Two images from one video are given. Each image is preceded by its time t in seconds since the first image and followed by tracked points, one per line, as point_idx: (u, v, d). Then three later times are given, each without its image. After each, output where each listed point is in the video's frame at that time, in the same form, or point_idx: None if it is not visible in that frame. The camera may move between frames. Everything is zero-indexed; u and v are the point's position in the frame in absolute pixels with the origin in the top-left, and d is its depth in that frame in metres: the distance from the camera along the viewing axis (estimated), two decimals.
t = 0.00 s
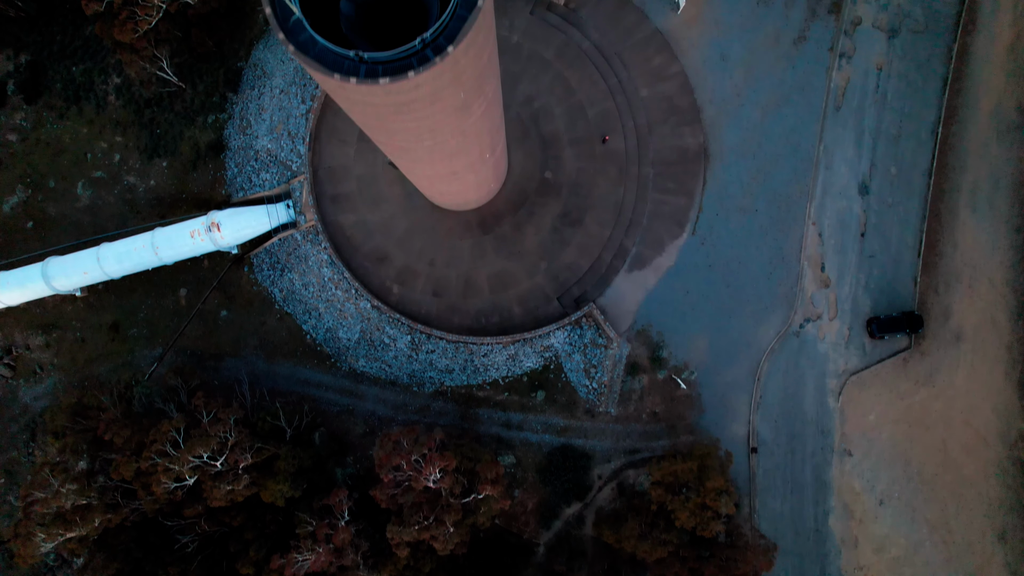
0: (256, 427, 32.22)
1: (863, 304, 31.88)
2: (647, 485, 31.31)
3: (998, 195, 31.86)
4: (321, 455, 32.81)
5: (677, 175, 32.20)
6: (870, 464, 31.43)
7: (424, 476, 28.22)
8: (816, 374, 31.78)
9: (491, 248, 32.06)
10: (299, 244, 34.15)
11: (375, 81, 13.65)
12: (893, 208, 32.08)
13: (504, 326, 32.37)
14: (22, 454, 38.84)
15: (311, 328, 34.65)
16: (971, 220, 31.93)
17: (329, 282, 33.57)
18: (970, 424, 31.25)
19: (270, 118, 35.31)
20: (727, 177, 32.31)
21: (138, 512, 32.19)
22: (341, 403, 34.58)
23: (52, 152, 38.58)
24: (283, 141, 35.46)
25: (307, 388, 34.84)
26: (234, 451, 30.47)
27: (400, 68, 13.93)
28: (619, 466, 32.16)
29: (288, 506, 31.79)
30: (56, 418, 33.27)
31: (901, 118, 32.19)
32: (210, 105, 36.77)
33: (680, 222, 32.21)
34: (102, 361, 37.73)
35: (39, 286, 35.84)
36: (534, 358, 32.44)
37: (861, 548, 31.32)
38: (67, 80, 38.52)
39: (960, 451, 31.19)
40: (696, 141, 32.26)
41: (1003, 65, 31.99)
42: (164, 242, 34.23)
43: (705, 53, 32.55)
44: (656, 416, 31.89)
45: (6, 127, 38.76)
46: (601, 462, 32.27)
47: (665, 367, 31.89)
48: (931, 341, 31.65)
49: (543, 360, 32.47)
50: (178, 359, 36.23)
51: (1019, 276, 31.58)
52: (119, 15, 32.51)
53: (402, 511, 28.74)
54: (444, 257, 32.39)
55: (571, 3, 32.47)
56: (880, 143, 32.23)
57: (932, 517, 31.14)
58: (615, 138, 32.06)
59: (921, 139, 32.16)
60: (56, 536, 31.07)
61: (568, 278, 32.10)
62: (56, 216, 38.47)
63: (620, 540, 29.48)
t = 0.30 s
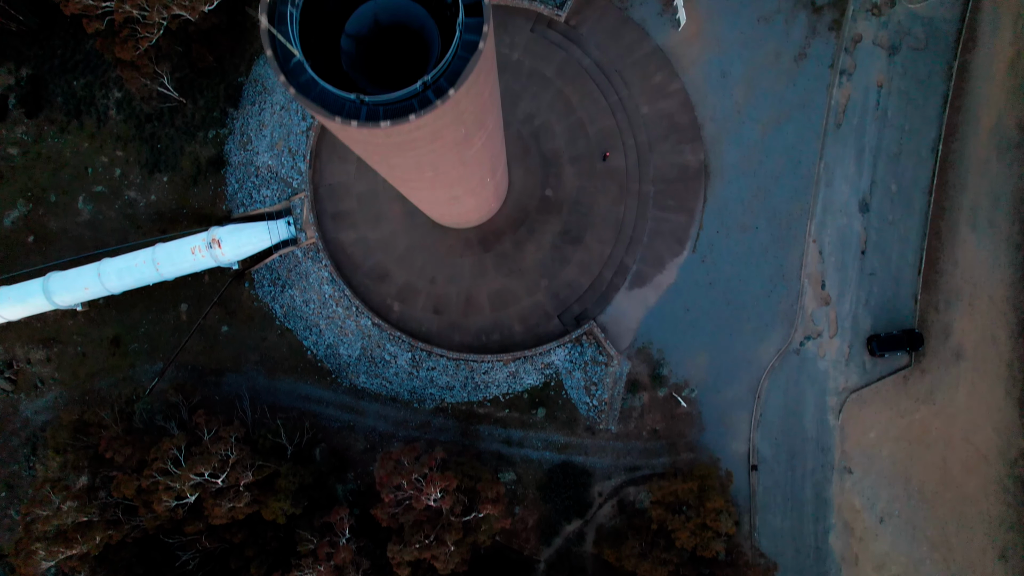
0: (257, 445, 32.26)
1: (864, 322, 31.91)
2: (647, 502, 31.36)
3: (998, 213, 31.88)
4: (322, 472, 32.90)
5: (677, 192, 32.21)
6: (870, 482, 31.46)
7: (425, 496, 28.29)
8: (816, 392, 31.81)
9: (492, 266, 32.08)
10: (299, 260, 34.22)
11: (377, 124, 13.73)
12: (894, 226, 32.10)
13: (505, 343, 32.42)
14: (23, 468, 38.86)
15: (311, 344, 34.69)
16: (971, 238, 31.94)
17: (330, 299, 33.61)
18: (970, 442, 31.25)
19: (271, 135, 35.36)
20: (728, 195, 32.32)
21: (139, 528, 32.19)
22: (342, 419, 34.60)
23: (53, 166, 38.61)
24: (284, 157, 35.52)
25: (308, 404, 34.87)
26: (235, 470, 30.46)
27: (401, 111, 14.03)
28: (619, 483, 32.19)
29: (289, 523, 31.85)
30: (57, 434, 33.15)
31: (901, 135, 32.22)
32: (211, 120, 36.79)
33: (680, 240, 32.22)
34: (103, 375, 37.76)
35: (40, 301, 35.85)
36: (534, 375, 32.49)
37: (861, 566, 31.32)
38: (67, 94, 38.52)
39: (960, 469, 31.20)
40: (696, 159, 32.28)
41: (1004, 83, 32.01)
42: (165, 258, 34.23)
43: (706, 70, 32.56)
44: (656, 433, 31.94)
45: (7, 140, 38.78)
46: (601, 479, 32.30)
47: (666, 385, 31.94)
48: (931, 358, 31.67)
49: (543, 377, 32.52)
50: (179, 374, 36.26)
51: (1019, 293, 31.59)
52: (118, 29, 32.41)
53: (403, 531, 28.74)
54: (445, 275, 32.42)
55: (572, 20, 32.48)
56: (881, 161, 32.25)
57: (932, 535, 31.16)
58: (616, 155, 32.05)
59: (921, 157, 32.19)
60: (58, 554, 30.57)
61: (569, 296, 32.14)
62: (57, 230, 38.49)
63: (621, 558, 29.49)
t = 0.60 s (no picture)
0: (258, 462, 32.34)
1: (864, 339, 31.95)
2: (647, 520, 31.44)
3: (998, 231, 31.90)
4: (323, 488, 32.97)
5: (678, 210, 32.23)
6: (870, 499, 31.52)
7: (426, 516, 28.33)
8: (816, 409, 31.87)
9: (492, 284, 32.11)
10: (300, 277, 34.32)
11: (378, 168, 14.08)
12: (894, 243, 32.12)
13: (506, 361, 32.46)
14: (25, 481, 38.91)
15: (312, 359, 34.75)
16: (971, 255, 31.96)
17: (331, 316, 33.68)
18: (970, 459, 31.29)
19: (272, 152, 35.41)
20: (728, 212, 32.35)
21: (139, 544, 32.09)
22: (342, 435, 34.62)
23: (54, 180, 38.61)
24: (284, 174, 35.60)
25: (308, 420, 34.90)
26: (236, 488, 30.47)
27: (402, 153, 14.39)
28: (620, 500, 32.23)
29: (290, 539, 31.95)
30: (58, 451, 33.15)
31: (901, 153, 32.26)
32: (211, 135, 36.79)
33: (681, 257, 32.25)
34: (104, 390, 37.79)
35: (41, 316, 35.88)
36: (535, 392, 32.56)
37: None
38: (68, 108, 38.51)
39: (960, 487, 31.25)
40: (697, 176, 32.29)
41: (1004, 100, 32.01)
42: (166, 274, 34.22)
43: (707, 87, 32.59)
44: (656, 451, 32.00)
45: (9, 154, 38.80)
46: (601, 496, 32.33)
47: (666, 402, 31.99)
48: (931, 376, 31.71)
49: (544, 394, 32.59)
50: (180, 389, 36.28)
51: (1019, 311, 31.60)
52: (119, 47, 32.62)
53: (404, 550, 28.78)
54: (445, 292, 32.44)
55: (572, 37, 32.51)
56: (881, 178, 32.27)
57: (932, 552, 31.22)
58: (617, 172, 32.06)
59: (921, 175, 32.20)
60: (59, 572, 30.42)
61: (569, 313, 32.17)
62: (58, 244, 38.49)
63: None
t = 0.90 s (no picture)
0: (259, 479, 32.45)
1: (864, 357, 31.98)
2: (647, 538, 31.45)
3: (998, 248, 31.89)
4: (324, 504, 33.03)
5: (678, 227, 32.26)
6: (870, 517, 31.56)
7: (427, 536, 28.37)
8: (816, 427, 31.93)
9: (493, 301, 32.15)
10: (301, 294, 34.40)
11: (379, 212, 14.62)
12: (894, 261, 32.14)
13: (506, 378, 32.50)
14: (25, 496, 38.92)
15: (313, 375, 34.79)
16: (971, 273, 31.96)
17: (332, 333, 33.75)
18: (970, 477, 31.32)
19: (273, 168, 35.47)
20: (729, 230, 32.38)
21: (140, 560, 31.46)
22: (343, 451, 34.61)
23: (55, 195, 38.64)
24: (285, 191, 35.69)
25: (309, 436, 34.89)
26: (237, 505, 30.54)
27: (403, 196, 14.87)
28: (620, 517, 32.24)
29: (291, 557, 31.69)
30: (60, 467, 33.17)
31: (902, 171, 32.28)
32: (212, 151, 36.81)
33: (681, 275, 32.30)
34: (105, 405, 37.78)
35: (43, 331, 35.91)
36: (535, 409, 32.61)
37: None
38: (69, 123, 38.53)
39: (960, 504, 31.29)
40: (697, 194, 32.32)
41: (1004, 118, 32.00)
42: (166, 290, 34.22)
43: (707, 105, 32.62)
44: (657, 468, 32.05)
45: (10, 168, 38.83)
46: (602, 513, 32.34)
47: (666, 420, 32.05)
48: (931, 394, 31.74)
49: (544, 411, 32.64)
50: (181, 405, 36.29)
51: (1020, 329, 31.58)
52: (120, 65, 32.61)
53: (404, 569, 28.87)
54: (446, 310, 32.49)
55: (572, 54, 32.60)
56: (881, 196, 32.29)
57: (932, 570, 31.23)
58: (617, 190, 32.11)
59: (922, 192, 32.22)
60: None
61: (570, 331, 32.21)
62: (59, 259, 38.50)
63: None
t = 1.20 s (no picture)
0: (260, 496, 32.34)
1: (864, 374, 32.01)
2: (648, 555, 31.49)
3: (998, 266, 31.90)
4: (325, 520, 33.03)
5: (679, 245, 32.28)
6: (870, 534, 31.61)
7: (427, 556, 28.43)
8: (817, 444, 32.00)
9: (494, 318, 32.19)
10: (302, 310, 34.49)
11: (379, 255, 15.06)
12: (894, 278, 32.14)
13: (507, 395, 32.59)
14: (26, 508, 38.38)
15: (314, 391, 34.81)
16: (971, 290, 31.98)
17: (332, 350, 33.85)
18: (970, 495, 31.38)
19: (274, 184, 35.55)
20: (729, 247, 32.39)
21: None
22: (344, 467, 34.59)
23: (56, 209, 38.57)
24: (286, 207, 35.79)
25: (309, 452, 34.86)
26: (238, 522, 30.58)
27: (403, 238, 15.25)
28: (620, 533, 32.26)
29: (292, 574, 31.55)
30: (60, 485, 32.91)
31: (902, 188, 32.27)
32: (213, 166, 36.82)
33: (682, 292, 32.34)
34: (105, 419, 37.60)
35: (43, 346, 35.84)
36: (536, 426, 32.66)
37: None
38: (69, 137, 38.52)
39: (960, 522, 31.35)
40: (698, 211, 32.34)
41: (1004, 135, 32.01)
42: (167, 306, 34.15)
43: (707, 122, 32.62)
44: (657, 485, 32.10)
45: (10, 182, 38.75)
46: (602, 530, 32.35)
47: (666, 437, 32.12)
48: (932, 411, 31.78)
49: (545, 428, 32.67)
50: (182, 420, 36.18)
51: (1020, 347, 31.60)
52: (120, 82, 32.68)
53: None
54: (446, 327, 32.53)
55: (572, 72, 32.75)
56: (881, 213, 32.28)
57: None
58: (617, 208, 32.12)
59: (922, 209, 32.20)
60: None
61: (570, 348, 32.27)
62: (60, 274, 38.39)
63: None
